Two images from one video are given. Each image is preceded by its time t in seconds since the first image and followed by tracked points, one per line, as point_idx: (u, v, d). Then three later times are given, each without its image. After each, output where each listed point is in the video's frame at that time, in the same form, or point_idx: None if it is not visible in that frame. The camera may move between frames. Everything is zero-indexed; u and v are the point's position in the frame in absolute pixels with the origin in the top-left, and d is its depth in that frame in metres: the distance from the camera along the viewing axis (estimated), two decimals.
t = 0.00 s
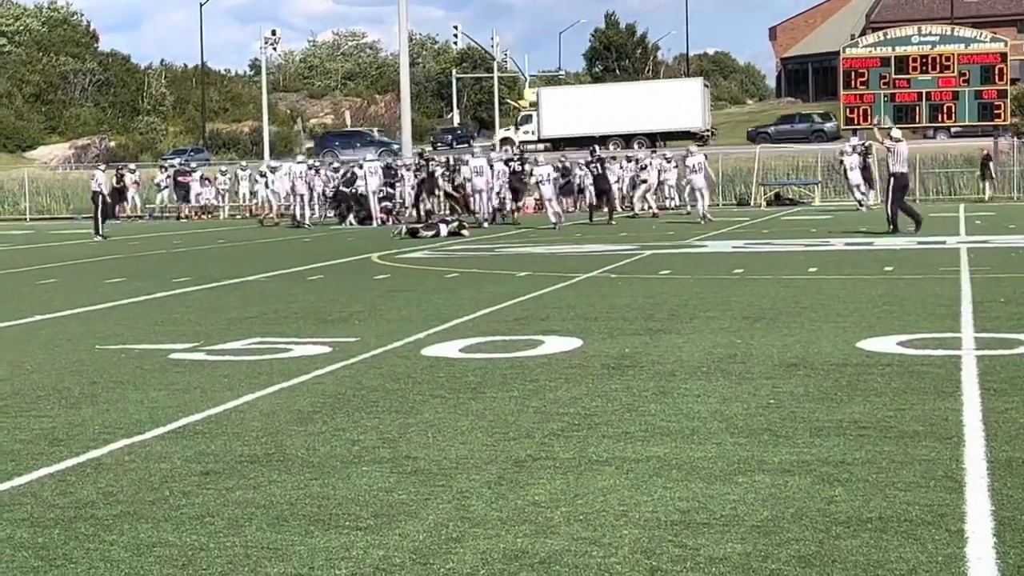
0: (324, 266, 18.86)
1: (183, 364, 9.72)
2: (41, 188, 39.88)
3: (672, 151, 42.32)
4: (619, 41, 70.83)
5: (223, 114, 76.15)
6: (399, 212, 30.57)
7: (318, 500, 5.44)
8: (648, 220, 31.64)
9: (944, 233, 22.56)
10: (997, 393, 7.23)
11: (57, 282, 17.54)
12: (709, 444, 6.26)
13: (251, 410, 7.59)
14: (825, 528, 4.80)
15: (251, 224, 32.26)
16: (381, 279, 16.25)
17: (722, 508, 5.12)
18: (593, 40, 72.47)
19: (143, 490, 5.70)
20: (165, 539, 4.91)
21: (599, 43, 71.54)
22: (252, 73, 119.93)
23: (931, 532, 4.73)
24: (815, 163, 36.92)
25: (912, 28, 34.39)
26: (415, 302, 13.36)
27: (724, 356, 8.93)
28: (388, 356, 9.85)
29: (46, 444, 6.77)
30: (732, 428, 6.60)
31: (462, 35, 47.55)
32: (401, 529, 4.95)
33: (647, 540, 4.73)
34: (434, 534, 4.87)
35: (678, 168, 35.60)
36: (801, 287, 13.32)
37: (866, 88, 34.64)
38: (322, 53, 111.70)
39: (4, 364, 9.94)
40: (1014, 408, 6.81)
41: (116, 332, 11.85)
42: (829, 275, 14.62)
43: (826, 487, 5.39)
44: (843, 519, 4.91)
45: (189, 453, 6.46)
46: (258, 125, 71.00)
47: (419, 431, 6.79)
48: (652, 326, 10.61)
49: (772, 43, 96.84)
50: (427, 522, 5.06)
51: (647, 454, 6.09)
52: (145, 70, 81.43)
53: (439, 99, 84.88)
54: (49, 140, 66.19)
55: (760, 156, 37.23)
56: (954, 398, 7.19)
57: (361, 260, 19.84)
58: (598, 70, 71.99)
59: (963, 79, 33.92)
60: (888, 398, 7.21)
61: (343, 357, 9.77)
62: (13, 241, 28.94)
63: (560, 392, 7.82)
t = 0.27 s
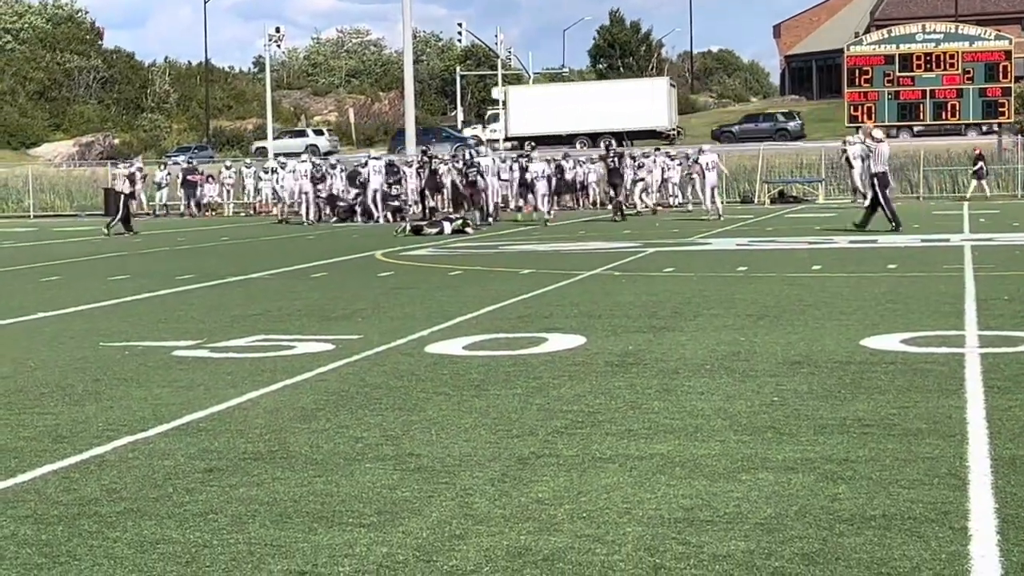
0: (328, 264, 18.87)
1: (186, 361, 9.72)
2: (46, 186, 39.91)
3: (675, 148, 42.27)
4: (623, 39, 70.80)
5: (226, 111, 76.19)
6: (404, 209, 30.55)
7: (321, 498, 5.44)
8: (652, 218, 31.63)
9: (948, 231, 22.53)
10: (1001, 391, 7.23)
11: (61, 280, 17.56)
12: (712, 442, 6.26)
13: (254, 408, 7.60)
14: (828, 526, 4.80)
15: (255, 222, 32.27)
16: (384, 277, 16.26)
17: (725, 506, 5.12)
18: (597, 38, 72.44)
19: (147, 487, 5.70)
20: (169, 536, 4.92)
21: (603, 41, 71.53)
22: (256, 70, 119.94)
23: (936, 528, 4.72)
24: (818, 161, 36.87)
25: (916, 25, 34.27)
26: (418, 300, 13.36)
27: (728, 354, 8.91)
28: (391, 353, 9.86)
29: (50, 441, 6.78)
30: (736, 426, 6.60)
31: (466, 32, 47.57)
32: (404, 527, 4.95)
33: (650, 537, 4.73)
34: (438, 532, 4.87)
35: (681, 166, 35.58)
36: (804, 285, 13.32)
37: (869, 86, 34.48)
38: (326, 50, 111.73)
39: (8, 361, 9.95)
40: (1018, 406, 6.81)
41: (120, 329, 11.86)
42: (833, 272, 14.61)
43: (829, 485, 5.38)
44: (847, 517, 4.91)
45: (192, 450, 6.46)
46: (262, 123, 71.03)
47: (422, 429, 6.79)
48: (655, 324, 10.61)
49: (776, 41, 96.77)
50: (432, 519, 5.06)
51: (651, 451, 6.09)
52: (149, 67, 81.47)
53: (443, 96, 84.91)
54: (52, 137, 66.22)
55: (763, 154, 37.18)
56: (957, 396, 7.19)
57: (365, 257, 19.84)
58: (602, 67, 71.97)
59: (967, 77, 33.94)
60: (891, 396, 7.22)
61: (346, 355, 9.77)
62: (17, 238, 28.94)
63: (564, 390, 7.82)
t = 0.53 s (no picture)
0: (331, 261, 18.86)
1: (189, 358, 9.72)
2: (48, 182, 39.92)
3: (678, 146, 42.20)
4: (627, 36, 70.74)
5: (229, 108, 76.20)
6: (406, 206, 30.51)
7: (325, 494, 5.45)
8: (656, 216, 31.60)
9: (951, 228, 22.57)
10: (1005, 389, 7.22)
11: (66, 277, 17.58)
12: (715, 439, 6.26)
13: (256, 405, 7.61)
14: (832, 523, 4.80)
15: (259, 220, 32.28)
16: (388, 274, 16.27)
17: (729, 503, 5.12)
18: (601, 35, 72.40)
19: (150, 484, 5.72)
20: (171, 533, 4.92)
21: (606, 38, 71.50)
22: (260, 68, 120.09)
23: (938, 526, 4.72)
24: (822, 159, 36.86)
25: (920, 23, 34.13)
26: (423, 297, 13.35)
27: (732, 352, 8.91)
28: (394, 350, 9.86)
29: (54, 437, 6.79)
30: (739, 423, 6.61)
31: (470, 30, 47.59)
32: (408, 524, 4.96)
33: (654, 534, 4.74)
34: (441, 529, 4.88)
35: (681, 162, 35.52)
36: (808, 282, 13.33)
37: (873, 83, 34.49)
38: (329, 48, 111.75)
39: (13, 357, 9.94)
40: (1022, 403, 6.82)
41: (121, 326, 11.87)
42: (835, 270, 14.61)
43: (833, 483, 5.38)
44: (850, 514, 4.91)
45: (195, 448, 6.47)
46: (265, 120, 71.08)
47: (426, 425, 6.80)
48: (658, 321, 10.62)
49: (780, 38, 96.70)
50: (435, 516, 5.06)
51: (655, 448, 6.09)
52: (153, 64, 81.51)
53: (446, 94, 84.89)
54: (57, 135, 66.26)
55: (766, 152, 37.14)
56: (963, 393, 7.18)
57: (369, 255, 19.83)
58: (605, 64, 71.94)
59: (970, 75, 33.92)
60: (894, 393, 7.22)
61: (347, 353, 9.78)
62: (21, 235, 28.96)
63: (567, 386, 7.83)
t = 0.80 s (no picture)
0: (336, 259, 18.85)
1: (193, 356, 9.73)
2: (53, 181, 39.99)
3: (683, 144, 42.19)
4: (631, 35, 70.68)
5: (234, 107, 76.21)
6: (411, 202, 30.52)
7: (329, 492, 5.45)
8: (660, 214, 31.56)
9: (956, 228, 22.49)
10: (1009, 388, 7.21)
11: (70, 275, 17.58)
12: (719, 438, 6.26)
13: (262, 403, 7.62)
14: (835, 522, 4.80)
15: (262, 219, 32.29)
16: (392, 272, 16.27)
17: (732, 502, 5.12)
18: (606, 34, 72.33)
19: (155, 482, 5.73)
20: (177, 530, 4.93)
21: (611, 37, 71.46)
22: (265, 66, 120.09)
23: (942, 524, 4.72)
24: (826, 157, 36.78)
25: (924, 21, 34.06)
26: (427, 296, 13.36)
27: (736, 350, 8.90)
28: (397, 348, 9.86)
29: (58, 435, 6.80)
30: (743, 421, 6.60)
31: (474, 28, 47.53)
32: (412, 522, 4.96)
33: (657, 532, 4.74)
34: (445, 527, 4.88)
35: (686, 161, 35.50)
36: (812, 281, 13.31)
37: (878, 81, 34.54)
38: (334, 46, 111.74)
39: (17, 355, 9.95)
40: None
41: (126, 324, 11.88)
42: (839, 269, 14.59)
43: (837, 481, 5.38)
44: (855, 512, 4.91)
45: (200, 445, 6.48)
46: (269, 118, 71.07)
47: (430, 425, 6.80)
48: (662, 319, 10.60)
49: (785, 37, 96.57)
50: (440, 514, 5.07)
51: (659, 447, 6.09)
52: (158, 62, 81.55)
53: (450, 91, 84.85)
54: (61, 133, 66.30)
55: (771, 150, 37.07)
56: (967, 392, 7.16)
57: (373, 253, 19.82)
58: (610, 63, 71.92)
59: (974, 73, 33.85)
60: (898, 392, 7.20)
61: (351, 351, 9.78)
62: (26, 233, 28.99)
63: (571, 385, 7.83)
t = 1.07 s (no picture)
0: (340, 258, 18.83)
1: (197, 355, 9.74)
2: (58, 181, 40.05)
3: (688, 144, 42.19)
4: (636, 34, 70.62)
5: (238, 106, 76.23)
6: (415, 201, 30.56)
7: (333, 492, 5.46)
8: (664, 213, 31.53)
9: (960, 227, 22.45)
10: (1014, 387, 7.21)
11: (74, 274, 17.58)
12: (724, 437, 6.26)
13: (267, 402, 7.63)
14: (840, 521, 4.80)
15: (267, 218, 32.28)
16: (395, 272, 16.26)
17: (737, 501, 5.12)
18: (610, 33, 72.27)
19: (159, 481, 5.73)
20: (181, 530, 4.94)
21: (615, 36, 71.43)
22: (269, 65, 120.12)
23: (947, 524, 4.72)
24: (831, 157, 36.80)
25: (929, 21, 34.08)
26: (431, 295, 13.36)
27: (741, 350, 8.90)
28: (401, 348, 9.85)
29: (63, 435, 6.80)
30: (748, 421, 6.60)
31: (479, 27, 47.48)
32: (416, 521, 4.97)
33: (662, 532, 4.74)
34: (450, 526, 4.88)
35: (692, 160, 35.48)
36: (816, 280, 13.30)
37: (882, 81, 34.53)
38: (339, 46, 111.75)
39: (22, 354, 9.95)
40: None
41: (130, 324, 11.89)
42: (843, 268, 14.57)
43: (841, 481, 5.38)
44: (858, 512, 4.91)
45: (205, 444, 6.48)
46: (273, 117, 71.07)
47: (434, 424, 6.80)
48: (667, 319, 10.60)
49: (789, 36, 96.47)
50: (444, 514, 5.07)
51: (663, 447, 6.09)
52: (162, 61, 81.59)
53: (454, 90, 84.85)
54: (66, 132, 66.33)
55: (777, 149, 37.08)
56: (972, 391, 7.16)
57: (377, 252, 19.80)
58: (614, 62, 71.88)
59: (979, 73, 33.82)
60: (903, 392, 7.20)
61: (355, 350, 9.78)
62: (30, 232, 28.99)
63: (576, 384, 7.82)
